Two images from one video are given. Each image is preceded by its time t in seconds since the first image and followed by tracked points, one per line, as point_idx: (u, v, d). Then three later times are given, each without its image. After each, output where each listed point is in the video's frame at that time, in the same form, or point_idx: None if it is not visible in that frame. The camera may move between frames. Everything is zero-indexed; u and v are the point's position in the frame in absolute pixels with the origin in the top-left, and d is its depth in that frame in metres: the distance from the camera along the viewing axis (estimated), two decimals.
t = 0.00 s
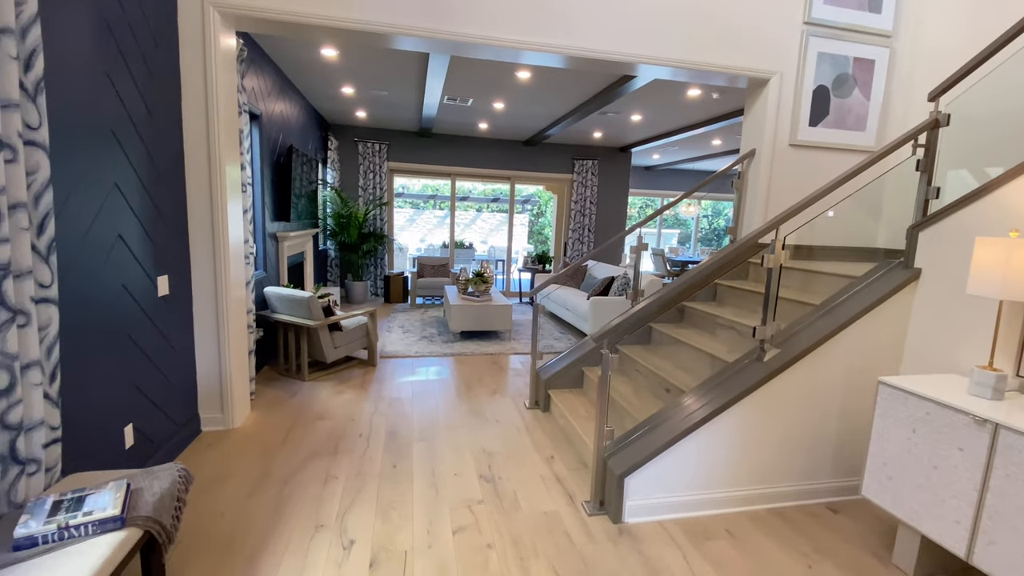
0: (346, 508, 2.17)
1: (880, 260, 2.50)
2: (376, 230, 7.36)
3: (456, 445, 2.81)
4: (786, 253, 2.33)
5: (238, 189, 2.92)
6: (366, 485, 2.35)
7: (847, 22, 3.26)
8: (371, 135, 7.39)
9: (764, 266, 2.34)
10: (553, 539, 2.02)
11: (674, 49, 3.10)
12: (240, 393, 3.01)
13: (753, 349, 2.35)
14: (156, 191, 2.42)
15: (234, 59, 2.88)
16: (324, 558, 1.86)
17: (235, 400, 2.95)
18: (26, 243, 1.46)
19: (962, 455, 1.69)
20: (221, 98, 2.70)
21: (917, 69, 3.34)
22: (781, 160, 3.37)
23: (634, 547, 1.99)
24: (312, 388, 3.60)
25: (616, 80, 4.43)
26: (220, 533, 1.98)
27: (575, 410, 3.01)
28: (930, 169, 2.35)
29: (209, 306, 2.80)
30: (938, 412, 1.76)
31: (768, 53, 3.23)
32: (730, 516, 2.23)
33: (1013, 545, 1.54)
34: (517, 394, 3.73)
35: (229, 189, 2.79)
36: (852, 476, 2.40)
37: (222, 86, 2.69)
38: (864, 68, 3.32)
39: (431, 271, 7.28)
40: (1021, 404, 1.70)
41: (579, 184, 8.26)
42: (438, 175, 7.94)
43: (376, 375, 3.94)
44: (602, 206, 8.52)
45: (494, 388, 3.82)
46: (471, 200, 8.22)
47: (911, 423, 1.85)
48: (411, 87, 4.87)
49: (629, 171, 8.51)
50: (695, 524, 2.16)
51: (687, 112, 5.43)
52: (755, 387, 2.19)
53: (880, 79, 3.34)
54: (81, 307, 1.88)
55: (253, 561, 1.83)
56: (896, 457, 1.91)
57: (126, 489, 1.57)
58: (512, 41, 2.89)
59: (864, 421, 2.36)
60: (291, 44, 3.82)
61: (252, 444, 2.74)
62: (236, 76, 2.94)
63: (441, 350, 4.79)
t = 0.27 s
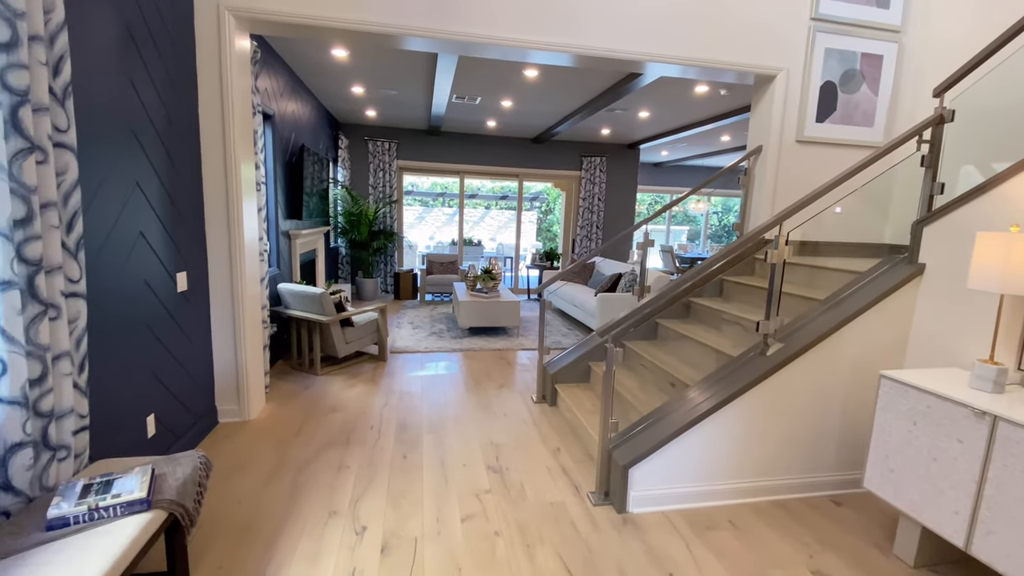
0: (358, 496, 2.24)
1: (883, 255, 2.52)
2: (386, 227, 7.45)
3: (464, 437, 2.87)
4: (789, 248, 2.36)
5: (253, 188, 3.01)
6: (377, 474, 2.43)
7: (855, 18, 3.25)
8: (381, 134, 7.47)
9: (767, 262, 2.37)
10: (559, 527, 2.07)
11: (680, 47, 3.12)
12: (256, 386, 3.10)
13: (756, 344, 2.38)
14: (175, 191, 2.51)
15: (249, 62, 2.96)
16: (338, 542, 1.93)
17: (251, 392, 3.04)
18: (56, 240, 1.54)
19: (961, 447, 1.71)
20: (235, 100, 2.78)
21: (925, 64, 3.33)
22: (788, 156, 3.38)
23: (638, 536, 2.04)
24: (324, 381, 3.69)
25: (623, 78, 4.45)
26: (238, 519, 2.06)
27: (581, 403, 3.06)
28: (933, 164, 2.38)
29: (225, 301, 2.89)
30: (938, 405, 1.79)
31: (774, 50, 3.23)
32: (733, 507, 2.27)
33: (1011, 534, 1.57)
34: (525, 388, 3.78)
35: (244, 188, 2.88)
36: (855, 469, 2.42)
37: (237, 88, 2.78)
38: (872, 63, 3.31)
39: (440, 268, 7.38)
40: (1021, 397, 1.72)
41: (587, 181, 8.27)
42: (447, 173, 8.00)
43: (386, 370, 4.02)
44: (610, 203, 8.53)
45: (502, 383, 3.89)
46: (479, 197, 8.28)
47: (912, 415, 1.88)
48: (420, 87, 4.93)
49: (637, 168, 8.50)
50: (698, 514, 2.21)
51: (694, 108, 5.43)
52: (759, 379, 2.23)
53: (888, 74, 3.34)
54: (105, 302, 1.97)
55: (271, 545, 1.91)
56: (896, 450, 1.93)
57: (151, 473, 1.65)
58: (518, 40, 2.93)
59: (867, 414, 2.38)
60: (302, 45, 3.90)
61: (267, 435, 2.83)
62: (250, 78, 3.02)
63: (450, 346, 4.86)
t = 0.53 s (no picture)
0: (368, 486, 2.31)
1: (885, 251, 2.55)
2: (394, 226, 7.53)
3: (471, 431, 2.93)
4: (791, 244, 2.38)
5: (264, 188, 3.09)
6: (386, 466, 2.49)
7: (859, 14, 3.26)
8: (388, 133, 7.54)
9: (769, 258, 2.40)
10: (563, 517, 2.13)
11: (683, 46, 3.15)
12: (268, 381, 3.18)
13: (758, 339, 2.41)
14: (190, 190, 2.58)
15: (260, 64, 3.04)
16: (349, 530, 2.00)
17: (263, 387, 3.12)
18: (80, 238, 1.61)
19: (958, 439, 1.74)
20: (247, 102, 2.85)
21: (930, 60, 3.33)
22: (792, 153, 3.40)
23: (640, 526, 2.09)
24: (334, 377, 3.77)
25: (628, 76, 4.48)
26: (252, 508, 2.13)
27: (586, 398, 3.11)
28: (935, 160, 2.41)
29: (238, 298, 2.97)
30: (936, 398, 1.81)
31: (778, 48, 3.25)
32: (734, 499, 2.31)
33: (1006, 524, 1.60)
34: (531, 384, 3.83)
35: (256, 187, 2.96)
36: (857, 463, 2.45)
37: (248, 90, 2.85)
38: (876, 60, 3.32)
39: (447, 266, 7.45)
40: (1018, 390, 1.75)
41: (593, 179, 8.29)
42: (454, 171, 8.06)
43: (395, 365, 4.10)
44: (616, 200, 8.54)
45: (508, 378, 3.94)
46: (486, 196, 8.34)
47: (911, 408, 1.91)
48: (427, 86, 4.99)
49: (644, 166, 8.51)
50: (699, 506, 2.25)
51: (700, 106, 5.44)
52: (761, 373, 2.26)
53: (892, 70, 3.34)
54: (124, 298, 2.04)
55: (284, 532, 1.98)
56: (895, 442, 1.96)
57: (171, 461, 1.73)
58: (523, 41, 2.97)
59: (869, 409, 2.41)
60: (311, 47, 3.97)
61: (279, 429, 2.91)
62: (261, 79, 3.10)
63: (457, 342, 4.92)
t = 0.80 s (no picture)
0: (374, 482, 2.36)
1: (884, 250, 2.57)
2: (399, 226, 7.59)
3: (475, 428, 2.98)
4: (790, 244, 2.41)
5: (272, 189, 3.15)
6: (391, 462, 2.55)
7: (860, 15, 3.27)
8: (393, 134, 7.60)
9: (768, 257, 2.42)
10: (565, 512, 2.17)
11: (684, 47, 3.17)
12: (275, 379, 3.24)
13: (757, 338, 2.44)
14: (200, 193, 2.65)
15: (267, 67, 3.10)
16: (355, 524, 2.05)
17: (271, 385, 3.19)
18: (97, 241, 1.67)
19: (954, 436, 1.77)
20: (255, 106, 2.92)
21: (932, 60, 3.34)
22: (794, 152, 3.41)
23: (640, 521, 2.13)
24: (341, 375, 3.83)
25: (630, 77, 4.50)
26: (262, 502, 2.19)
27: (588, 396, 3.15)
28: (933, 159, 2.44)
29: (247, 298, 3.03)
30: (931, 395, 1.84)
31: (779, 48, 3.27)
32: (734, 495, 2.34)
33: (1000, 520, 1.62)
34: (534, 382, 3.88)
35: (264, 189, 3.02)
36: (856, 460, 2.47)
37: (256, 94, 2.91)
38: (878, 59, 3.33)
39: (452, 266, 7.50)
40: (1014, 388, 1.77)
41: (597, 178, 8.32)
42: (459, 171, 8.12)
43: (400, 364, 4.16)
44: (620, 200, 8.56)
45: (512, 377, 3.99)
46: (491, 196, 8.39)
47: (907, 405, 1.93)
48: (431, 88, 5.04)
49: (648, 165, 8.52)
50: (699, 502, 2.29)
51: (703, 105, 5.45)
52: (760, 371, 2.29)
53: (894, 70, 3.35)
54: (138, 299, 2.10)
55: (293, 525, 2.04)
56: (892, 439, 1.99)
57: (184, 455, 1.79)
58: (525, 44, 3.01)
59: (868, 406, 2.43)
60: (317, 51, 4.03)
61: (287, 426, 2.97)
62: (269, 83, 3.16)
63: (461, 341, 4.98)
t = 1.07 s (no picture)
0: (376, 480, 2.40)
1: (882, 250, 2.59)
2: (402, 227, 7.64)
3: (476, 427, 3.01)
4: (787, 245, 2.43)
5: (276, 191, 3.19)
6: (393, 460, 2.58)
7: (859, 16, 3.29)
8: (396, 136, 7.65)
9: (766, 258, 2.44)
10: (564, 510, 2.20)
11: (684, 49, 3.19)
12: (279, 379, 3.29)
13: (755, 337, 2.46)
14: (205, 195, 2.69)
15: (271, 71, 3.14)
16: (358, 521, 2.09)
17: (275, 385, 3.23)
18: (106, 243, 1.71)
19: (949, 435, 1.78)
20: (259, 109, 2.96)
21: (932, 61, 3.34)
22: (793, 153, 3.43)
23: (639, 519, 2.15)
24: (344, 375, 3.87)
25: (631, 78, 4.53)
26: (266, 500, 2.23)
27: (588, 396, 3.17)
28: (931, 160, 2.45)
29: (251, 298, 3.08)
30: (927, 395, 1.86)
31: (779, 50, 3.29)
32: (732, 494, 2.36)
33: (995, 518, 1.64)
34: (535, 382, 3.91)
35: (268, 191, 3.06)
36: (854, 459, 2.49)
37: (260, 97, 2.95)
38: (877, 60, 3.34)
39: (455, 267, 7.54)
40: (1008, 388, 1.79)
41: (599, 179, 8.34)
42: (461, 172, 8.15)
43: (403, 364, 4.20)
44: (622, 200, 8.59)
45: (513, 377, 4.02)
46: (493, 197, 8.42)
47: (903, 405, 1.95)
48: (433, 90, 5.08)
49: (649, 165, 8.54)
50: (697, 500, 2.31)
51: (704, 106, 5.47)
52: (758, 370, 2.31)
53: (893, 71, 3.36)
54: (145, 300, 2.15)
55: (296, 522, 2.08)
56: (889, 438, 2.01)
57: (190, 453, 1.82)
58: (526, 47, 3.04)
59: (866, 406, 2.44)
60: (320, 54, 4.07)
61: (291, 425, 3.01)
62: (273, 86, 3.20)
63: (463, 342, 5.01)
